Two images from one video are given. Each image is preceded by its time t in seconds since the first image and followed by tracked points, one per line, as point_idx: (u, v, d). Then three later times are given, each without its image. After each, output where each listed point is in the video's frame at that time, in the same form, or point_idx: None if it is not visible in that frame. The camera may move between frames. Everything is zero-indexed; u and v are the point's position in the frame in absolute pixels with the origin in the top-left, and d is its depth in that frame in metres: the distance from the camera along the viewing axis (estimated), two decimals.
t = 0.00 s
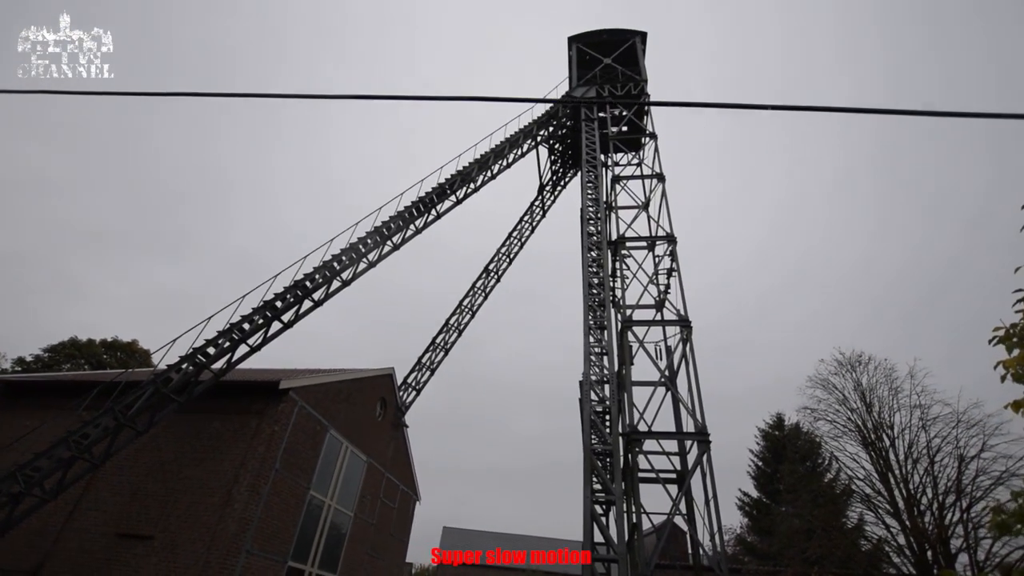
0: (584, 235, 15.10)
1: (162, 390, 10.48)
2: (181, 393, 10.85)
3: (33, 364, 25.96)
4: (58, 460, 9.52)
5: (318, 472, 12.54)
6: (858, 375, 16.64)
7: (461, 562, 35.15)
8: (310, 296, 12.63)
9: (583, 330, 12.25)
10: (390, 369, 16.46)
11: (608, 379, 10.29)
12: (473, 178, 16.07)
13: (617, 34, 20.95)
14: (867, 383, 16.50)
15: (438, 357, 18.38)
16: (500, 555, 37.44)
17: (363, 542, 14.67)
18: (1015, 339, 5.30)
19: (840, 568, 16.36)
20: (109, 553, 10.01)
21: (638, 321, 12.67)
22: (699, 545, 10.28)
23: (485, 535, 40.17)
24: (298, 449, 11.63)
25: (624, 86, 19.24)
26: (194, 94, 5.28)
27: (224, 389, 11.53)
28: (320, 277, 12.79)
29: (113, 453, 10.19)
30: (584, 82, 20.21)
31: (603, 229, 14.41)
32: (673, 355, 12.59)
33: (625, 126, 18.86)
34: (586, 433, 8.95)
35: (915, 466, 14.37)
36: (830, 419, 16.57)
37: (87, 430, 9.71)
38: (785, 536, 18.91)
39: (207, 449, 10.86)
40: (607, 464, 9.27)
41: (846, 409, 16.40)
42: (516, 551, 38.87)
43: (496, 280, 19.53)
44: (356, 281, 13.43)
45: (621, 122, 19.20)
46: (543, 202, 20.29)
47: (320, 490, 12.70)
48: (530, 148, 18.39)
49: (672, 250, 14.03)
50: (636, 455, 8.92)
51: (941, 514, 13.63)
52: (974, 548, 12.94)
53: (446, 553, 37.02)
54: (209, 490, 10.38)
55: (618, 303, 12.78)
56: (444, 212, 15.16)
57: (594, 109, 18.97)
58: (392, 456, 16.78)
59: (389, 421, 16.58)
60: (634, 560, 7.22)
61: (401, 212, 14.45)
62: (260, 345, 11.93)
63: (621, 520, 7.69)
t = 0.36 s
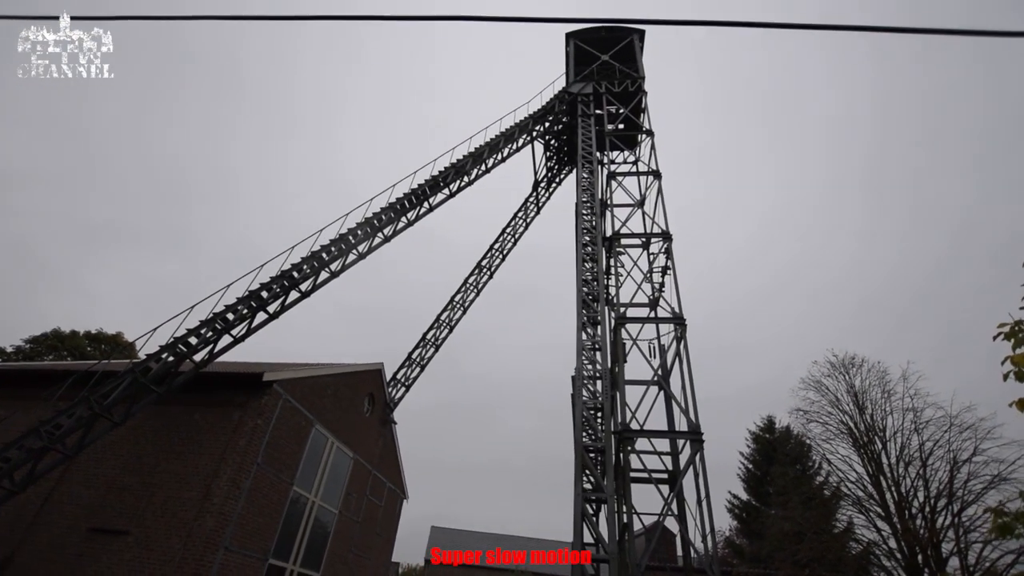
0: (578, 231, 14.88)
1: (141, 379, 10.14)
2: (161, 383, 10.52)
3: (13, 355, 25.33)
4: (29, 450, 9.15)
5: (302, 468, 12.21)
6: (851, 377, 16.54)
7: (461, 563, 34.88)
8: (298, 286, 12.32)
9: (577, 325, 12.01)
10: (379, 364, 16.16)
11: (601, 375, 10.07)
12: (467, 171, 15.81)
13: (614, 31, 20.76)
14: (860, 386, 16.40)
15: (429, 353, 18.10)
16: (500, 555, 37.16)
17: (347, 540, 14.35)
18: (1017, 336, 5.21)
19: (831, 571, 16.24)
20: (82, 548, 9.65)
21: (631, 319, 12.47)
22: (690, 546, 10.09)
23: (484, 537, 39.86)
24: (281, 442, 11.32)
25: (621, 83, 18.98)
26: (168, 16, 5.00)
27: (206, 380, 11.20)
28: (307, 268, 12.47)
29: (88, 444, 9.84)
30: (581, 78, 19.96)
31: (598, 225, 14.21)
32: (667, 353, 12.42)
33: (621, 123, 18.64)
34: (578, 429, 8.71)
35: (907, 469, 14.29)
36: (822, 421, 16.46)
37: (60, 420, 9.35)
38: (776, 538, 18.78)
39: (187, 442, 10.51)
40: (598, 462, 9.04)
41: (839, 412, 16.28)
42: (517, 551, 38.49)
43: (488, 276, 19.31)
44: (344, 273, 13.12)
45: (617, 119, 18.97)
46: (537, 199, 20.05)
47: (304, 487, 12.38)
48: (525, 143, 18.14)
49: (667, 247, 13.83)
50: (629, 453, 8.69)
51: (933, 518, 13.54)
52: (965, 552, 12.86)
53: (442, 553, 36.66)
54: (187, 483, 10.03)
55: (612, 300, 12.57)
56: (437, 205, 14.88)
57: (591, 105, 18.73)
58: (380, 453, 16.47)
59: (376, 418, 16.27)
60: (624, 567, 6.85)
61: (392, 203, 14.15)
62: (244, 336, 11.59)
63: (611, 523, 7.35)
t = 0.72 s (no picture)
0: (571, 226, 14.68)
1: (114, 365, 9.73)
2: (136, 370, 10.14)
3: None
4: None
5: (282, 462, 11.84)
6: (839, 380, 16.53)
7: (460, 563, 34.70)
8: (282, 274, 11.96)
9: (567, 321, 11.80)
10: (365, 358, 15.82)
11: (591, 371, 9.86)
12: (459, 163, 15.55)
13: (612, 28, 20.65)
14: (847, 390, 16.39)
15: (416, 348, 17.80)
16: (500, 555, 37.03)
17: (327, 537, 13.99)
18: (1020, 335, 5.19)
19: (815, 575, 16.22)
20: (46, 540, 9.21)
21: (623, 316, 12.30)
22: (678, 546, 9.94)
23: (481, 538, 39.64)
24: (261, 435, 10.96)
25: (618, 80, 18.86)
26: None
27: (183, 368, 10.80)
28: (293, 255, 12.11)
29: (56, 432, 9.39)
30: (577, 74, 19.80)
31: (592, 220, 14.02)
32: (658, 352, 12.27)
33: (616, 120, 18.51)
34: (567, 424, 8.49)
35: (892, 473, 14.32)
36: (810, 424, 16.44)
37: (25, 405, 8.90)
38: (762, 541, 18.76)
39: (161, 432, 10.10)
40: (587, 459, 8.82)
41: (826, 415, 16.28)
42: (516, 551, 38.35)
43: (478, 271, 19.05)
44: (331, 262, 12.78)
45: (613, 116, 18.83)
46: (530, 195, 19.85)
47: (284, 481, 12.02)
48: (520, 137, 17.92)
49: (660, 245, 13.67)
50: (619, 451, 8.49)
51: (917, 522, 13.56)
52: (948, 556, 12.88)
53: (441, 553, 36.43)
54: (161, 475, 9.63)
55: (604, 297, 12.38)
56: (428, 196, 14.59)
57: (587, 101, 18.57)
58: (363, 450, 16.11)
59: (361, 412, 15.91)
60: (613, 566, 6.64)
61: (382, 192, 13.83)
62: (225, 324, 11.19)
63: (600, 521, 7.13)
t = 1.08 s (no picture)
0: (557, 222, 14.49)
1: (72, 347, 9.18)
2: (96, 352, 9.61)
3: None
4: None
5: (249, 453, 11.35)
6: (815, 386, 16.71)
7: (459, 564, 34.67)
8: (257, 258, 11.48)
9: (551, 316, 11.57)
10: (341, 349, 15.39)
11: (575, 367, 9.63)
12: (446, 153, 15.23)
13: (604, 27, 20.55)
14: (823, 395, 16.56)
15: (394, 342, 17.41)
16: (500, 555, 37.18)
17: (295, 532, 13.54)
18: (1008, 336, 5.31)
19: None
20: None
21: (607, 314, 12.15)
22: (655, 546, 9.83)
23: (478, 540, 39.63)
24: (228, 424, 10.47)
25: (608, 78, 18.76)
26: None
27: (147, 352, 10.28)
28: (269, 239, 11.65)
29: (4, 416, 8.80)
30: (568, 71, 19.64)
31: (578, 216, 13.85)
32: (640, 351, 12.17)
33: (605, 119, 18.41)
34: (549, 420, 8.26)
35: (864, 478, 14.55)
36: (786, 428, 16.58)
37: None
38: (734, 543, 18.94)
39: (120, 418, 9.57)
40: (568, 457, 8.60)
41: (802, 420, 16.44)
42: (518, 552, 38.81)
43: (461, 266, 18.76)
44: (309, 248, 12.34)
45: (601, 115, 18.73)
46: (516, 190, 19.63)
47: (251, 473, 11.53)
48: (507, 130, 17.67)
49: (645, 243, 13.54)
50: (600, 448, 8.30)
51: (887, 527, 13.75)
52: (916, 561, 13.09)
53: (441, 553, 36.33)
54: (118, 464, 9.10)
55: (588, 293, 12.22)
56: (412, 184, 14.24)
57: (576, 98, 18.40)
58: (336, 443, 15.67)
59: (335, 405, 15.47)
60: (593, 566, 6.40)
61: (365, 179, 13.44)
62: (193, 308, 10.69)
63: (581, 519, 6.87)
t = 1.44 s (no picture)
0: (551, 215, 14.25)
1: (43, 328, 8.75)
2: (69, 334, 9.18)
3: None
4: None
5: (229, 444, 10.95)
6: (805, 387, 16.70)
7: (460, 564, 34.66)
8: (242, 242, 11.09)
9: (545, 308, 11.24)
10: (328, 339, 15.02)
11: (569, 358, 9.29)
12: (439, 142, 14.92)
13: (602, 22, 20.37)
14: (812, 396, 16.58)
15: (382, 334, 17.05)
16: (501, 556, 37.23)
17: (276, 526, 13.14)
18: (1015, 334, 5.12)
19: None
20: None
21: (601, 308, 11.92)
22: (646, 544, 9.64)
23: (472, 540, 39.38)
24: (208, 413, 10.08)
25: (605, 73, 18.54)
26: None
27: (124, 336, 9.85)
28: (255, 223, 11.25)
29: None
30: (565, 64, 19.37)
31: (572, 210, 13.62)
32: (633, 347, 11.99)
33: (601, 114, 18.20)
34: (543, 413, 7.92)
35: (852, 479, 14.57)
36: (775, 429, 16.56)
37: None
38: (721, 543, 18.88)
39: (94, 404, 9.15)
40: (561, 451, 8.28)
41: (791, 421, 16.42)
42: (518, 551, 39.14)
43: (452, 258, 18.48)
44: (296, 234, 11.96)
45: (598, 109, 18.51)
46: (510, 184, 19.37)
47: (231, 464, 11.13)
48: (502, 122, 17.38)
49: (640, 238, 13.35)
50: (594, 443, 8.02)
51: (874, 528, 13.74)
52: (904, 562, 13.09)
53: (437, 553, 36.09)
54: (88, 451, 8.68)
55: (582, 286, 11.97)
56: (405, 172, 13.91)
57: (573, 92, 18.15)
58: (320, 436, 15.29)
59: (320, 397, 15.10)
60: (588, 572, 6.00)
61: (357, 165, 13.08)
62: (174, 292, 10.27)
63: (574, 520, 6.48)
